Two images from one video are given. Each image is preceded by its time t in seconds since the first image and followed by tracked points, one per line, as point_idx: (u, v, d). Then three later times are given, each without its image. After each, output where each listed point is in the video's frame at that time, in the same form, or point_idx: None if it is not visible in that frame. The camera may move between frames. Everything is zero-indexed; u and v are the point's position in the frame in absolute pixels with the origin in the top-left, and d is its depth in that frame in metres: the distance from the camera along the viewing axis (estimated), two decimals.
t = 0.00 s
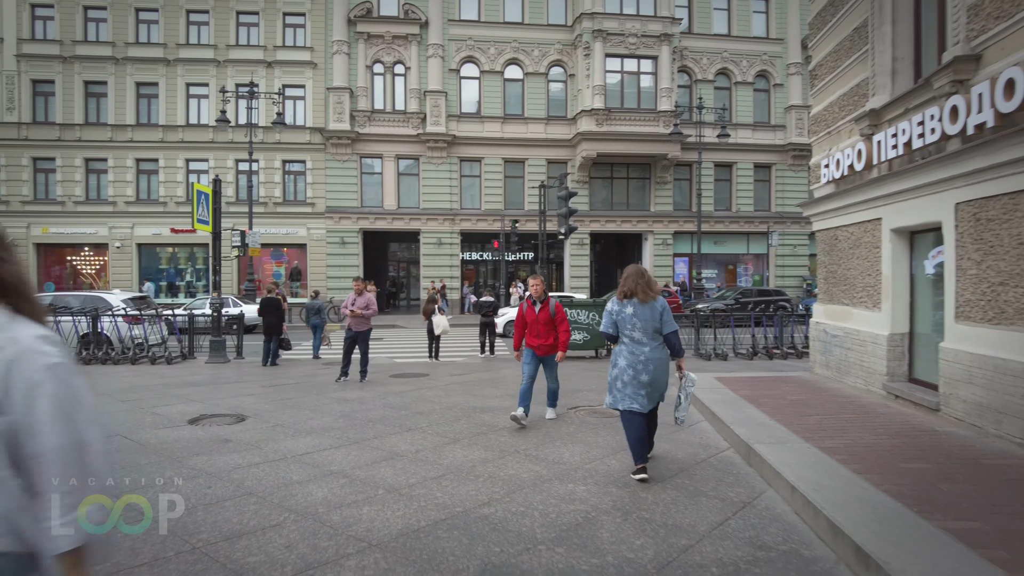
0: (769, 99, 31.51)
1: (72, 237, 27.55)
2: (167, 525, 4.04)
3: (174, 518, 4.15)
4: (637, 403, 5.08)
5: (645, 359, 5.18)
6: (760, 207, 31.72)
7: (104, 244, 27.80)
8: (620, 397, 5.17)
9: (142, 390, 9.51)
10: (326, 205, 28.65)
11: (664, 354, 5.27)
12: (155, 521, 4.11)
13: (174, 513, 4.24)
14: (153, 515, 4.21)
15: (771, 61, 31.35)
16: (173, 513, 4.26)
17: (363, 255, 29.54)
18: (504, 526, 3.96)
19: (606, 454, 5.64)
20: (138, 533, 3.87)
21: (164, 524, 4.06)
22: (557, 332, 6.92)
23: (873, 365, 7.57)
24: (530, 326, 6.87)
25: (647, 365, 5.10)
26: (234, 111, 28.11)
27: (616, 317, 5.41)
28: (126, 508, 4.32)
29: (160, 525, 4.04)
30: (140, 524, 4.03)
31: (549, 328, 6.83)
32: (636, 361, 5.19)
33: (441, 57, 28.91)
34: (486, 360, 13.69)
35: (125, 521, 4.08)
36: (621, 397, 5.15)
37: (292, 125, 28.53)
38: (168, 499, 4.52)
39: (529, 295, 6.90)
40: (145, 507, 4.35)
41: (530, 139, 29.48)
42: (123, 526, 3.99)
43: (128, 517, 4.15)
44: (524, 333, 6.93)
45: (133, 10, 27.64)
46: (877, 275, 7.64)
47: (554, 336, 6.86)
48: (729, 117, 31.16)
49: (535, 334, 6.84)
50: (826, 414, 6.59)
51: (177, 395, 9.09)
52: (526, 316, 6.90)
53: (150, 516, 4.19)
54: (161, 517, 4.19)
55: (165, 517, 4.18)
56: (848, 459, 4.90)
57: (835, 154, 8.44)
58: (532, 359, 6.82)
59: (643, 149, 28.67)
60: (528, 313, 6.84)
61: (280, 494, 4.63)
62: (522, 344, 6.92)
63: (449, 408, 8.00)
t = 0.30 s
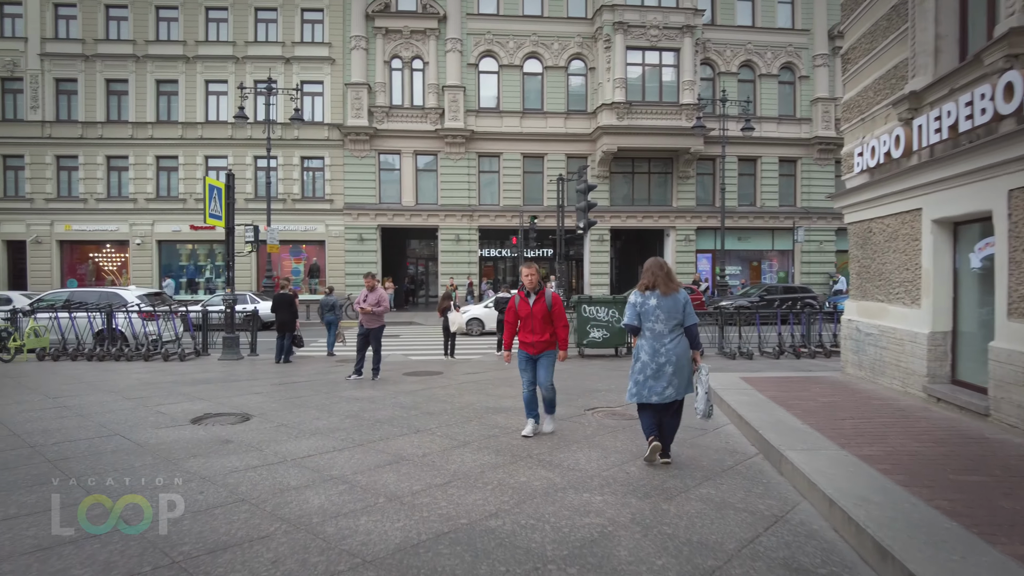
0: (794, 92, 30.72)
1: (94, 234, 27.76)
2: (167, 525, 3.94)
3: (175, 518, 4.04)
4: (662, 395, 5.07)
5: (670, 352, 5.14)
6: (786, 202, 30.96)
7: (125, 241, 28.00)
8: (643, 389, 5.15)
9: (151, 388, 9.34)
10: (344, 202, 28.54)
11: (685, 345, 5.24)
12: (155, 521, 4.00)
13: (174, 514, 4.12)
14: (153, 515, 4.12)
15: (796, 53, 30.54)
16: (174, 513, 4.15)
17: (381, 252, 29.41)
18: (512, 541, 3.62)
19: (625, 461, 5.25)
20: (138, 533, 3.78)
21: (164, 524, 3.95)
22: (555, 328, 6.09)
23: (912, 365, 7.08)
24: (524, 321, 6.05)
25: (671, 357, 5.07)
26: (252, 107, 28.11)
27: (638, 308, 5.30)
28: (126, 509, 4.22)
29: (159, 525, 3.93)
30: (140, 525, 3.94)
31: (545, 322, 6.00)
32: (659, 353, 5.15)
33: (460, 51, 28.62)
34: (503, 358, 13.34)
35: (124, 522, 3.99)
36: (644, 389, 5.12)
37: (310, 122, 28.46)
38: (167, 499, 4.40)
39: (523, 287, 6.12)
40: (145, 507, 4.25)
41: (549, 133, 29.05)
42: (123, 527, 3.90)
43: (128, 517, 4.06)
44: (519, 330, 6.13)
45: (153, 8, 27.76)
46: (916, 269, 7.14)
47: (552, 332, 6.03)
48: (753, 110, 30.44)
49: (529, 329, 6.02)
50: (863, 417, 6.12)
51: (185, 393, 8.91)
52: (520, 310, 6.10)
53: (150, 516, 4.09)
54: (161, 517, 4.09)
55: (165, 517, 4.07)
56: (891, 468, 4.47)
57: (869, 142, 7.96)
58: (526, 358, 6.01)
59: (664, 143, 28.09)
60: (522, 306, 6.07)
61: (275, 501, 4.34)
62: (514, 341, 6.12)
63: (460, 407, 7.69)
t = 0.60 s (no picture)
0: (819, 86, 29.96)
1: (114, 234, 27.94)
2: (167, 524, 3.98)
3: (174, 518, 4.08)
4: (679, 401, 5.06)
5: (688, 359, 5.08)
6: (810, 200, 30.22)
7: (144, 240, 28.16)
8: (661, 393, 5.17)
9: (159, 390, 9.17)
10: (361, 201, 28.41)
11: (705, 349, 5.16)
12: (155, 521, 4.03)
13: (174, 513, 4.16)
14: (154, 514, 4.16)
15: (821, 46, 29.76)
16: (174, 513, 4.19)
17: (398, 251, 29.23)
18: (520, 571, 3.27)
19: (647, 476, 4.88)
20: (138, 532, 3.82)
21: (164, 524, 3.99)
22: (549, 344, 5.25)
23: (955, 372, 6.60)
24: (515, 336, 5.19)
25: (687, 364, 5.03)
26: (270, 107, 28.10)
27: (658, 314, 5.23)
28: (126, 509, 4.26)
29: (159, 525, 3.96)
30: (140, 524, 3.96)
31: (538, 339, 5.14)
32: (676, 359, 5.11)
33: (477, 48, 28.33)
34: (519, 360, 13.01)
35: (125, 522, 4.02)
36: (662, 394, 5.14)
37: (327, 120, 28.36)
38: (167, 499, 4.43)
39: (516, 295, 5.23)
40: (144, 506, 4.30)
41: (568, 130, 28.64)
42: (123, 526, 3.93)
43: (128, 516, 4.10)
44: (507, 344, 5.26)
45: (172, 8, 27.85)
46: (959, 269, 6.65)
47: (545, 349, 5.20)
48: (777, 106, 29.74)
49: (517, 345, 5.16)
50: (904, 428, 5.67)
51: (192, 395, 8.73)
52: (510, 321, 5.24)
53: (151, 515, 4.13)
54: (161, 516, 4.12)
55: (164, 517, 4.10)
56: (941, 490, 4.04)
57: (905, 134, 7.48)
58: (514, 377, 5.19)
59: (686, 140, 27.55)
60: (513, 317, 5.20)
61: (268, 518, 4.05)
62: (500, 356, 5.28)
63: (472, 413, 7.36)
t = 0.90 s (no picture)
0: (847, 81, 29.16)
1: (135, 233, 28.12)
2: (157, 534, 3.77)
3: (175, 518, 4.01)
4: (691, 391, 5.28)
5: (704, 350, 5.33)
6: (837, 197, 29.44)
7: (165, 239, 28.32)
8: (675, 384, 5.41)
9: (169, 391, 9.01)
10: (379, 199, 28.30)
11: (721, 344, 5.38)
12: (156, 521, 3.97)
13: (174, 513, 4.10)
14: (154, 515, 4.08)
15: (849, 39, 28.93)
16: (176, 513, 4.12)
17: (416, 250, 29.08)
18: None
19: (670, 490, 4.50)
20: (139, 532, 3.77)
21: (165, 524, 3.92)
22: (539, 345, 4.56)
23: (1004, 378, 6.12)
24: (499, 336, 4.54)
25: (700, 355, 5.26)
26: (288, 105, 28.09)
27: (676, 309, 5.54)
28: (127, 509, 4.19)
29: (160, 525, 3.90)
30: (140, 524, 3.91)
31: (525, 338, 4.48)
32: (690, 352, 5.35)
33: (496, 45, 28.04)
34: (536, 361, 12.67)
35: (125, 521, 3.97)
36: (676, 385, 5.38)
37: (346, 119, 28.28)
38: (167, 499, 4.36)
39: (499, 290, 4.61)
40: (145, 507, 4.21)
41: (588, 127, 28.22)
42: (123, 527, 3.87)
43: (129, 517, 4.03)
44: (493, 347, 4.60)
45: (192, 8, 27.96)
46: (1008, 266, 6.17)
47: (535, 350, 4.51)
48: (802, 101, 29.00)
49: (503, 347, 4.49)
50: (949, 439, 5.23)
51: (202, 396, 8.55)
52: (495, 319, 4.58)
53: (151, 516, 4.05)
54: (162, 516, 4.06)
55: (165, 517, 4.04)
56: (1000, 513, 3.62)
57: (947, 122, 7.01)
58: (501, 384, 4.49)
59: (708, 136, 27.00)
60: (497, 314, 4.54)
61: (259, 535, 3.75)
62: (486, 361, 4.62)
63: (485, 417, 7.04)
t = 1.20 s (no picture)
0: (867, 77, 28.48)
1: (148, 233, 28.16)
2: (129, 555, 3.52)
3: (175, 518, 4.07)
4: (715, 400, 5.22)
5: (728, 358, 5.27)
6: (858, 196, 28.77)
7: (177, 239, 28.34)
8: (698, 391, 5.34)
9: (171, 394, 8.82)
10: (391, 199, 28.10)
11: (745, 353, 5.31)
12: (155, 521, 4.02)
13: (174, 513, 4.15)
14: (154, 514, 4.14)
15: (869, 35, 28.24)
16: (175, 513, 4.18)
17: (428, 250, 28.83)
18: None
19: (687, 512, 4.15)
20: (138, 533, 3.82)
21: (165, 524, 3.99)
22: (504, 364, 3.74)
23: None
24: (457, 356, 3.72)
25: (724, 364, 5.19)
26: (300, 104, 27.97)
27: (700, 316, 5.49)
28: (127, 509, 4.24)
29: (160, 525, 3.96)
30: (139, 525, 3.96)
31: (488, 359, 3.66)
32: (715, 360, 5.29)
33: (509, 42, 27.71)
34: (549, 364, 12.33)
35: (125, 522, 4.02)
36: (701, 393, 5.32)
37: (358, 118, 28.10)
38: (167, 500, 4.42)
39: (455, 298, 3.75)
40: (145, 507, 4.28)
41: (602, 125, 27.80)
42: (123, 527, 3.93)
43: (129, 517, 4.09)
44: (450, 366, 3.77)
45: (204, 7, 27.94)
46: None
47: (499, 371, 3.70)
48: (822, 98, 28.37)
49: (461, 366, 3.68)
50: (991, 455, 4.82)
51: (203, 401, 8.34)
52: (449, 333, 3.75)
53: (151, 516, 4.11)
54: (161, 517, 4.11)
55: (164, 517, 4.09)
56: None
57: (986, 114, 6.56)
58: (459, 414, 3.67)
59: (725, 134, 26.48)
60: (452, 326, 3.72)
61: (238, 558, 3.48)
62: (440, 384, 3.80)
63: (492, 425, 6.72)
